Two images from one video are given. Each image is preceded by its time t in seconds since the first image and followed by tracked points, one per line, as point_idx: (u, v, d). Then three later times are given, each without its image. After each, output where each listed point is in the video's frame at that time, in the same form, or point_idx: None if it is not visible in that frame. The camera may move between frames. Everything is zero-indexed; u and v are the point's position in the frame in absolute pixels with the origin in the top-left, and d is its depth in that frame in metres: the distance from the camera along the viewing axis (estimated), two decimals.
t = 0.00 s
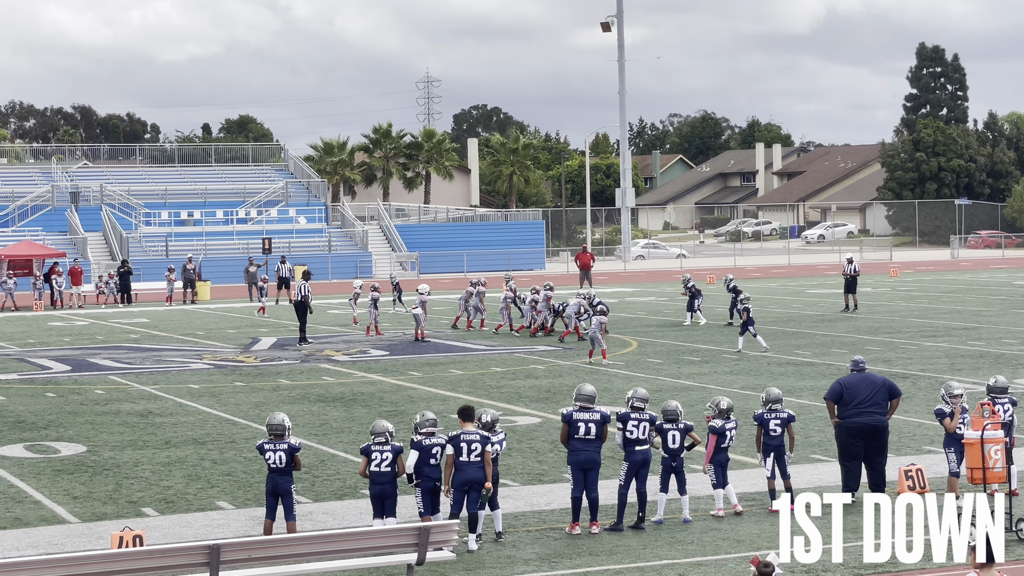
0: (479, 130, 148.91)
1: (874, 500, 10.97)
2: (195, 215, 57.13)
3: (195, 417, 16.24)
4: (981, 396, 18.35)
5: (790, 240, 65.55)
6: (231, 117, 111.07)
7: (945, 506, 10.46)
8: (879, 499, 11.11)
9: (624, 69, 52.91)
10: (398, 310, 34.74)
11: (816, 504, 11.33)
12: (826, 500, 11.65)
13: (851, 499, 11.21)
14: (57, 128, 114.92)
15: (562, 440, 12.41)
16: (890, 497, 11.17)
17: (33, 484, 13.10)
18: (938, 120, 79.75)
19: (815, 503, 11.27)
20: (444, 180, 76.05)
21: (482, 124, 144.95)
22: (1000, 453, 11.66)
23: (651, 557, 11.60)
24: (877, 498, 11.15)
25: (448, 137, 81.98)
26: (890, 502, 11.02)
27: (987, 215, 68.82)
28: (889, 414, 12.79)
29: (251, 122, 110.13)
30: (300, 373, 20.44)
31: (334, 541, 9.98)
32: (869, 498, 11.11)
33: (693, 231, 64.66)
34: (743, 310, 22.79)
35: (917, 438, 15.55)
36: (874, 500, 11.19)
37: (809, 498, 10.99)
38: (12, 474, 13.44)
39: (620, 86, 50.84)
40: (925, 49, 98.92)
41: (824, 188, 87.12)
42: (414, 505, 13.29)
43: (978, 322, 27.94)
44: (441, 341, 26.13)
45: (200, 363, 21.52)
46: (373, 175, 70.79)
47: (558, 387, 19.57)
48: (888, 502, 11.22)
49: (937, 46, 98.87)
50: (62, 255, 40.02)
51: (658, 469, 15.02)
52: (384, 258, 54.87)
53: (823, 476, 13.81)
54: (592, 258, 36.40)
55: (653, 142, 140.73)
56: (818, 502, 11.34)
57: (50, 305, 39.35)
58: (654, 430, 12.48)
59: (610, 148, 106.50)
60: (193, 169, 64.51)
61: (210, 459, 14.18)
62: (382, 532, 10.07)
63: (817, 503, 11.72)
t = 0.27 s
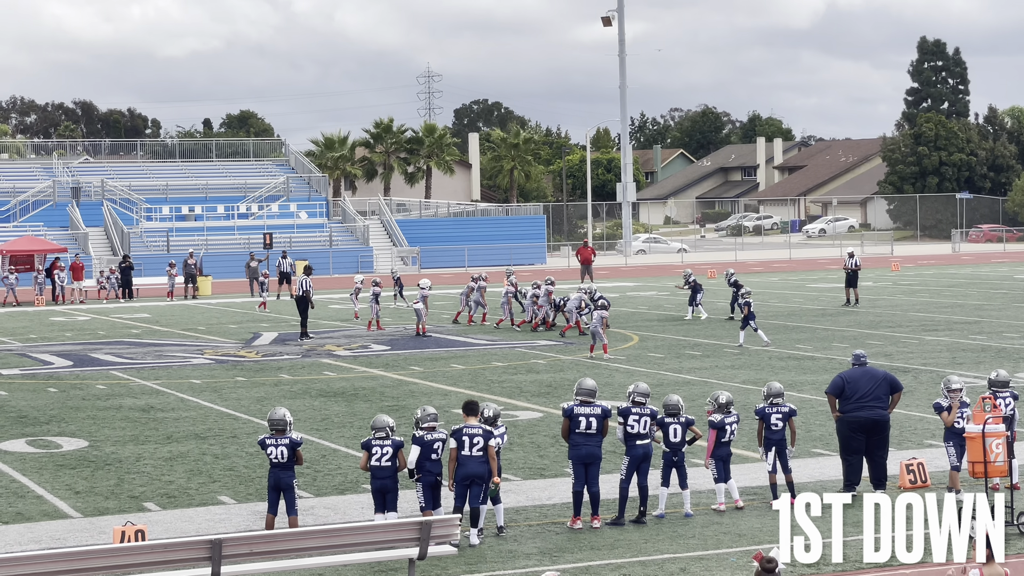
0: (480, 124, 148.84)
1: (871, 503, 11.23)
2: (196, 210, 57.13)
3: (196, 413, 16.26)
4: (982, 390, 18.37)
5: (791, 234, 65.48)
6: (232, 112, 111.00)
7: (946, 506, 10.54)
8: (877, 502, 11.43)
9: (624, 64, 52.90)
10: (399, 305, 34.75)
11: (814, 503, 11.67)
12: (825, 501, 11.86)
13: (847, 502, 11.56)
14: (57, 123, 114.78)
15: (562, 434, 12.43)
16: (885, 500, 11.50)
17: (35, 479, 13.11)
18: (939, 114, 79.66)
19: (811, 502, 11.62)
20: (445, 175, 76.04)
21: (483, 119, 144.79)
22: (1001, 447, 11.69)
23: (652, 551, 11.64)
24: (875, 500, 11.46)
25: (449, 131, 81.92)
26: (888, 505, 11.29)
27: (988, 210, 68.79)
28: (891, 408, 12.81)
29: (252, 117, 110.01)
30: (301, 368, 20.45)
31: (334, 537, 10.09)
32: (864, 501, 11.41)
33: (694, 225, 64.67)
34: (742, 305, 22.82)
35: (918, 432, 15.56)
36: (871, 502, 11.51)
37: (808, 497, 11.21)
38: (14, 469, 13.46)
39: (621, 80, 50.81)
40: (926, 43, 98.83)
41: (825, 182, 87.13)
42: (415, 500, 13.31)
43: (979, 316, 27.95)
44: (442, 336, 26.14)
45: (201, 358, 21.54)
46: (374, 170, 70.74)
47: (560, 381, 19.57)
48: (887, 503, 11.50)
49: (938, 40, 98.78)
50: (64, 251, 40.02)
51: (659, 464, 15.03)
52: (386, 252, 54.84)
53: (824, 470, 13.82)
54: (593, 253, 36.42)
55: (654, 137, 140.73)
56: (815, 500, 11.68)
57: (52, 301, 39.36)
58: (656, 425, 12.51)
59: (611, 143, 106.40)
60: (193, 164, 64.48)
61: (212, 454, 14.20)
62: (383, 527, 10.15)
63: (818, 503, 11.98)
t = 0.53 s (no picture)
0: (479, 120, 148.88)
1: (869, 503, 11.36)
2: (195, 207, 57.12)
3: (196, 409, 16.26)
4: (982, 385, 18.38)
5: (791, 230, 65.49)
6: (231, 109, 111.00)
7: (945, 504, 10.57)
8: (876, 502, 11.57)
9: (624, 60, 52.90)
10: (399, 301, 34.76)
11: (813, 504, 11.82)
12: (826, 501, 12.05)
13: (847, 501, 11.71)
14: (57, 120, 114.78)
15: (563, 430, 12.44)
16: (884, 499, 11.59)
17: (35, 476, 13.12)
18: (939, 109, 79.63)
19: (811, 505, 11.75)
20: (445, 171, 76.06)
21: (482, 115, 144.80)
22: (1001, 442, 11.71)
23: (653, 547, 11.66)
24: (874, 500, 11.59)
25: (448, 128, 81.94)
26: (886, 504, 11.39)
27: (988, 205, 68.81)
28: (891, 403, 12.82)
29: (251, 113, 110.01)
30: (301, 364, 20.45)
31: (334, 533, 10.14)
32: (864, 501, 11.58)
33: (693, 221, 64.68)
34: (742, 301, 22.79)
35: (918, 427, 15.57)
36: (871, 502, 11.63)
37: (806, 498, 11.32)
38: (15, 466, 13.46)
39: (621, 76, 50.79)
40: (925, 38, 98.81)
41: (823, 177, 87.16)
42: (416, 496, 13.31)
43: (978, 311, 27.95)
44: (442, 332, 26.14)
45: (201, 355, 21.55)
46: (374, 167, 70.73)
47: (560, 376, 19.59)
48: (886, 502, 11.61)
49: (937, 35, 98.77)
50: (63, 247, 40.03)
51: (659, 459, 15.04)
52: (385, 249, 54.83)
53: (824, 466, 13.83)
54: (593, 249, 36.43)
55: (653, 133, 140.73)
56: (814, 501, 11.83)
57: (51, 297, 39.38)
58: (656, 421, 12.53)
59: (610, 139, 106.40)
60: (192, 161, 64.48)
61: (212, 450, 14.20)
62: (383, 523, 10.20)
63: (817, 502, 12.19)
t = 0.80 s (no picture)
0: (476, 119, 148.94)
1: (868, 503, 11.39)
2: (192, 206, 57.08)
3: (193, 407, 16.26)
4: (979, 382, 18.38)
5: (788, 227, 65.53)
6: (228, 108, 111.05)
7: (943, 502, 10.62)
8: (878, 502, 11.62)
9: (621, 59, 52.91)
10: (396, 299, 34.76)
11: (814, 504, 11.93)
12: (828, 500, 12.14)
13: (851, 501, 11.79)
14: (53, 119, 114.68)
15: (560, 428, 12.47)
16: (884, 498, 11.58)
17: (32, 475, 13.10)
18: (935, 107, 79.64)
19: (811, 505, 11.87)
20: (441, 169, 76.06)
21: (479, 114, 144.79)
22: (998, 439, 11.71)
23: (651, 545, 11.70)
24: (874, 500, 11.58)
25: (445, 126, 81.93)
26: (887, 503, 11.39)
27: (984, 203, 68.82)
28: (887, 401, 12.83)
29: (248, 112, 109.98)
30: (298, 363, 20.44)
31: (331, 532, 10.16)
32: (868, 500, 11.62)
33: (690, 220, 64.70)
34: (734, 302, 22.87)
35: (915, 425, 15.58)
36: (870, 501, 11.63)
37: (805, 499, 11.35)
38: (10, 465, 13.44)
39: (617, 74, 50.79)
40: (922, 36, 98.84)
41: (821, 175, 87.16)
42: (412, 494, 13.32)
43: (975, 309, 27.98)
44: (440, 330, 26.14)
45: (198, 353, 21.54)
46: (370, 165, 70.69)
47: (557, 375, 19.58)
48: (886, 502, 11.60)
49: (934, 33, 98.80)
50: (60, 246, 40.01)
51: (656, 457, 15.04)
52: (382, 247, 54.82)
53: (821, 463, 13.83)
54: (589, 247, 36.42)
55: (650, 131, 140.85)
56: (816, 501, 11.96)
57: (48, 296, 39.36)
58: (653, 419, 12.54)
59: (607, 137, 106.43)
60: (189, 160, 64.43)
61: (209, 449, 14.17)
62: (380, 521, 10.22)
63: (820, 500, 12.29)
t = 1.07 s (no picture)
0: (471, 119, 148.97)
1: (868, 502, 11.40)
2: (187, 206, 57.02)
3: (188, 408, 16.25)
4: (974, 382, 18.38)
5: (782, 228, 65.54)
6: (223, 109, 111.01)
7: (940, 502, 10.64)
8: (880, 502, 11.68)
9: (616, 59, 52.91)
10: (391, 300, 34.74)
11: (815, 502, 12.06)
12: (829, 500, 12.23)
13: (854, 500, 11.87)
14: (48, 120, 114.55)
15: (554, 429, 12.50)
16: (885, 498, 11.57)
17: (26, 476, 13.09)
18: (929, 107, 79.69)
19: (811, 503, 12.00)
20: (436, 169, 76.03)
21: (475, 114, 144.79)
22: (993, 439, 11.73)
23: (646, 545, 11.72)
24: (875, 499, 11.56)
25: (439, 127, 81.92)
26: (887, 502, 11.38)
27: (978, 202, 68.92)
28: (882, 401, 12.85)
29: (242, 112, 109.91)
30: (292, 363, 20.43)
31: (326, 533, 10.18)
32: (869, 500, 11.70)
33: (685, 220, 64.75)
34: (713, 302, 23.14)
35: (910, 425, 15.58)
36: (871, 500, 11.61)
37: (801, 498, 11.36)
38: (5, 467, 13.42)
39: (611, 74, 50.79)
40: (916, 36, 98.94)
41: (816, 175, 87.20)
42: (408, 495, 13.31)
43: (970, 309, 28.00)
44: (435, 330, 26.14)
45: (193, 354, 21.51)
46: (365, 166, 70.65)
47: (552, 375, 19.58)
48: (887, 501, 11.58)
49: (928, 33, 98.89)
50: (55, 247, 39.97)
51: (651, 457, 15.03)
52: (377, 248, 54.78)
53: (816, 463, 13.82)
54: (584, 247, 36.43)
55: (645, 131, 141.00)
56: (817, 500, 12.09)
57: (43, 297, 39.32)
58: (647, 419, 12.57)
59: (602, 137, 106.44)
60: (184, 161, 64.37)
61: (204, 450, 14.15)
62: (375, 522, 10.25)
63: (823, 500, 12.38)
